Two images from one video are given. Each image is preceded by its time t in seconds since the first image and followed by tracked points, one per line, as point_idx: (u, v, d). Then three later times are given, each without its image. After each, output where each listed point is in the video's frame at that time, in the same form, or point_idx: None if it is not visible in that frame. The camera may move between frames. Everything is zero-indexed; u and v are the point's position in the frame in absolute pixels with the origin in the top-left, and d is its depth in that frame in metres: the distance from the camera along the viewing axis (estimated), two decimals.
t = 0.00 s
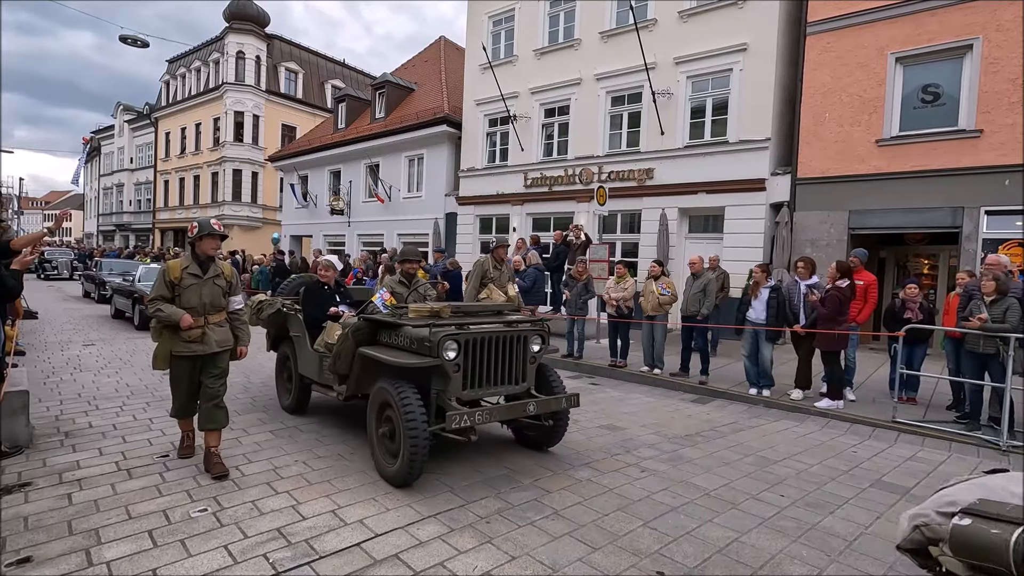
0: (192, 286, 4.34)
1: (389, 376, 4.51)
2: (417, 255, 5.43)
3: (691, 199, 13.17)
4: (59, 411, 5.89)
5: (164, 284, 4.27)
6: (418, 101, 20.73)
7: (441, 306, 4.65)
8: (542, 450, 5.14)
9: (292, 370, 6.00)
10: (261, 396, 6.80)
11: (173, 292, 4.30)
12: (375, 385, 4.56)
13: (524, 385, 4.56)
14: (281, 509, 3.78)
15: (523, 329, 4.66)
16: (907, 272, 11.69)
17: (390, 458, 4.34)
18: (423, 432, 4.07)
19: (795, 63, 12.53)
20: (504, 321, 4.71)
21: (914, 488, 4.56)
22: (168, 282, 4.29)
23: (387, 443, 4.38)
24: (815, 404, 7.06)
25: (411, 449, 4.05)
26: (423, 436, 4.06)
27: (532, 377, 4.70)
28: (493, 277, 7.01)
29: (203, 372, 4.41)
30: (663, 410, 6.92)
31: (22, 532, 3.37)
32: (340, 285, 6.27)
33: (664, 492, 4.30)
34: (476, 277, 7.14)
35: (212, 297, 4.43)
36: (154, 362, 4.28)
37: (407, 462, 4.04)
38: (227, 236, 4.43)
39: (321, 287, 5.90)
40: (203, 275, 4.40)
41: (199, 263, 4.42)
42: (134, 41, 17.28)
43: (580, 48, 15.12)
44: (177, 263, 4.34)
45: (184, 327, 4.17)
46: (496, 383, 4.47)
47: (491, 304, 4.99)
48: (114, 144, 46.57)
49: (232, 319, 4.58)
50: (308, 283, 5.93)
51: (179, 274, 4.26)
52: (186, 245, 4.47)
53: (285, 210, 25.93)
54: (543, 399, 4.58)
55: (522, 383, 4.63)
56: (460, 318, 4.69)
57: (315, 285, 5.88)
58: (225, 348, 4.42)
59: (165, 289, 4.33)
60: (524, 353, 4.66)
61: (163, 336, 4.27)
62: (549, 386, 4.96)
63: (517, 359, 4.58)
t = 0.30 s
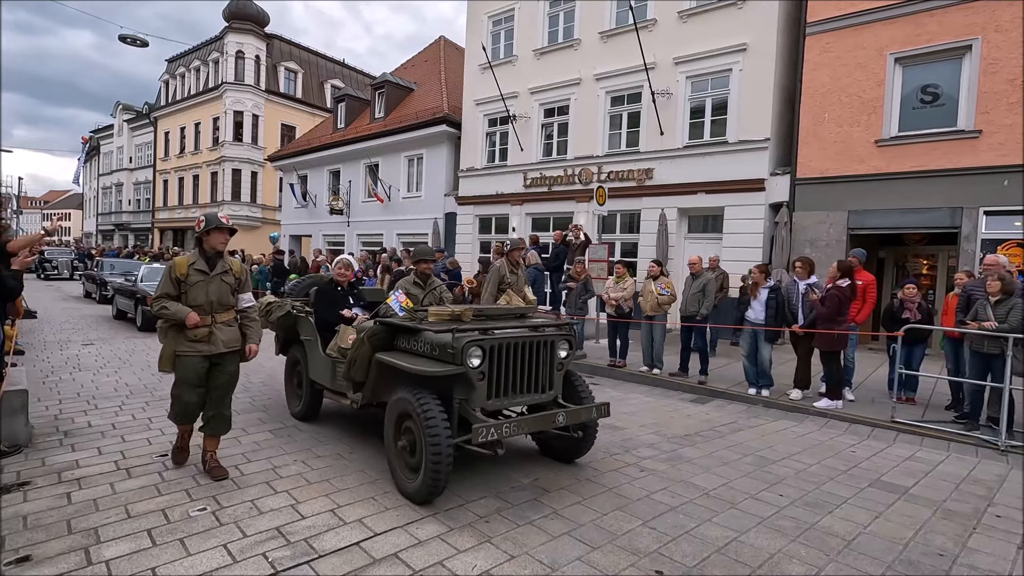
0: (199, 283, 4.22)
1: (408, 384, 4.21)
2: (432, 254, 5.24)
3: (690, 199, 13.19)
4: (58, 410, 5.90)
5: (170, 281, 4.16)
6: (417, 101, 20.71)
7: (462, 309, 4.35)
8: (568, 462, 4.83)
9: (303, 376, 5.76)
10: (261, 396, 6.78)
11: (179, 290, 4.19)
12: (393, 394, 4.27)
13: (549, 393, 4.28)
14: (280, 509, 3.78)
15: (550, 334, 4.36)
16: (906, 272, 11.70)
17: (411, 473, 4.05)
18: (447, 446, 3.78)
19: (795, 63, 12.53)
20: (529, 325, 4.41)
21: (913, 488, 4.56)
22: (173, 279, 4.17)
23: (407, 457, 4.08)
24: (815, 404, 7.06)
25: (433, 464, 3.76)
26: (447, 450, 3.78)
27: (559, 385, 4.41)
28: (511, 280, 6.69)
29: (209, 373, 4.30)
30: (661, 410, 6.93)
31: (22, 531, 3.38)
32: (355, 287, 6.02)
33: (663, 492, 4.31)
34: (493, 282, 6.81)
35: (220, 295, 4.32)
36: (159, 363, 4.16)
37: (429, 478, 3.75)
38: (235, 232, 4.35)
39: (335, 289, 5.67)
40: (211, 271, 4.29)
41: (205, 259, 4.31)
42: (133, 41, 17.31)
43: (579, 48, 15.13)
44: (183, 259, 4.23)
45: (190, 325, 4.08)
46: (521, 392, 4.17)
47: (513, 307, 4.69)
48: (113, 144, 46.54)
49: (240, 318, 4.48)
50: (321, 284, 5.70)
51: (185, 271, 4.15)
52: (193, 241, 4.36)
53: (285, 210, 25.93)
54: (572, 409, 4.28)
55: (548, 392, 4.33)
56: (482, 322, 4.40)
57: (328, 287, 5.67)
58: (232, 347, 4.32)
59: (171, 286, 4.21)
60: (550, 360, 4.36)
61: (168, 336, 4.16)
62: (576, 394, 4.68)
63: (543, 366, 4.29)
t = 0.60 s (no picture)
0: (202, 286, 3.93)
1: (431, 396, 3.92)
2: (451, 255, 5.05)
3: (689, 199, 13.20)
4: (57, 410, 5.90)
5: (170, 284, 3.87)
6: (417, 101, 20.71)
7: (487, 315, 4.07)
8: (598, 477, 4.54)
9: (315, 383, 5.49)
10: (260, 396, 6.78)
11: (180, 293, 3.91)
12: (415, 405, 3.97)
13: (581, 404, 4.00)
14: (279, 508, 3.78)
15: (582, 341, 4.07)
16: (905, 273, 11.70)
17: (435, 490, 3.76)
18: (476, 463, 3.49)
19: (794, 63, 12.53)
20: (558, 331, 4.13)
21: (911, 487, 4.58)
22: (174, 282, 3.88)
23: (431, 474, 3.78)
24: (814, 404, 7.06)
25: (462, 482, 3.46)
26: (477, 467, 3.48)
27: (591, 395, 4.13)
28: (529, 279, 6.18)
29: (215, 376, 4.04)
30: (660, 410, 6.93)
31: (21, 530, 3.38)
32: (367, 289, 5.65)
33: (661, 491, 4.31)
34: (510, 279, 6.26)
35: (223, 298, 4.04)
36: (160, 371, 3.87)
37: (458, 498, 3.45)
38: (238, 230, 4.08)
39: (349, 293, 5.29)
40: (214, 273, 4.00)
41: (208, 260, 4.02)
42: (133, 41, 17.32)
43: (578, 48, 15.14)
44: (184, 260, 3.94)
45: (194, 331, 3.80)
46: (552, 403, 3.88)
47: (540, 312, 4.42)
48: (112, 143, 46.51)
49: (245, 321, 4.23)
50: (333, 287, 5.30)
51: (187, 273, 3.86)
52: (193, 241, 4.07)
53: (284, 210, 25.92)
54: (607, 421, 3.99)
55: (580, 403, 4.04)
56: (510, 328, 4.12)
57: (340, 289, 5.28)
58: (239, 353, 4.07)
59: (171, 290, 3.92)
60: (582, 369, 4.08)
61: (169, 342, 3.88)
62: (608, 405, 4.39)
63: (575, 375, 4.00)
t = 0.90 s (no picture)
0: (203, 288, 3.91)
1: (460, 409, 3.59)
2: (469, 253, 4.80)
3: (689, 199, 13.22)
4: (57, 410, 5.91)
5: (169, 285, 3.80)
6: (416, 101, 20.70)
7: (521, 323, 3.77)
8: (634, 493, 4.24)
9: (330, 391, 5.18)
10: (260, 396, 6.78)
11: (179, 295, 3.85)
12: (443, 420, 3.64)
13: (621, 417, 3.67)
14: (279, 508, 3.78)
15: (623, 348, 3.74)
16: (904, 273, 11.72)
17: (468, 514, 3.43)
18: (514, 486, 3.16)
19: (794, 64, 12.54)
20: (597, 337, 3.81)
21: (909, 487, 4.59)
22: (174, 284, 3.82)
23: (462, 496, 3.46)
24: (812, 404, 7.07)
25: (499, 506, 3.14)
26: (515, 490, 3.15)
27: (633, 408, 3.80)
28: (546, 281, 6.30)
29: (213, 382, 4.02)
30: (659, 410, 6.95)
31: (21, 530, 3.38)
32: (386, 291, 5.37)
33: (660, 491, 4.32)
34: (527, 282, 6.28)
35: (224, 300, 4.04)
36: (156, 377, 3.80)
37: (494, 524, 3.13)
38: (238, 230, 4.08)
39: (365, 295, 5.05)
40: (214, 275, 3.98)
41: (207, 261, 3.99)
42: (133, 41, 17.34)
43: (577, 49, 15.15)
44: (183, 260, 3.89)
45: (196, 334, 3.77)
46: (593, 417, 3.55)
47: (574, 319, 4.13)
48: (111, 143, 46.46)
49: (239, 323, 4.24)
50: (350, 289, 5.07)
51: (190, 275, 3.82)
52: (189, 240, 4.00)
53: (283, 210, 25.91)
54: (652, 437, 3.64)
55: (621, 417, 3.71)
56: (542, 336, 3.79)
57: (357, 291, 5.06)
58: (236, 357, 4.07)
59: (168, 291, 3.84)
60: (623, 378, 3.74)
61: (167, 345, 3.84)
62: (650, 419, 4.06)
63: (618, 386, 3.67)
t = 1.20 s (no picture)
0: (207, 293, 3.80)
1: (498, 428, 3.27)
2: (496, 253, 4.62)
3: (687, 200, 13.25)
4: (55, 410, 5.92)
5: (172, 290, 3.66)
6: (416, 101, 20.69)
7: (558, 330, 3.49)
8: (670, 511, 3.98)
9: (346, 402, 4.87)
10: (260, 396, 6.78)
11: (182, 300, 3.72)
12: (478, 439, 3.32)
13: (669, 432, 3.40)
14: (277, 508, 3.79)
15: (670, 358, 3.45)
16: (902, 273, 11.75)
17: (509, 544, 3.11)
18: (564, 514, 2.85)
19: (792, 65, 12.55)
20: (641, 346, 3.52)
21: (907, 487, 4.60)
22: (177, 289, 3.69)
23: (502, 523, 3.14)
24: (811, 404, 7.09)
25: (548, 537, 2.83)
26: (564, 517, 2.84)
27: (680, 423, 3.52)
28: (568, 281, 5.70)
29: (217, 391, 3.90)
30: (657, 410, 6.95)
31: (19, 530, 3.38)
32: (408, 294, 5.08)
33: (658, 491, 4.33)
34: (546, 280, 5.55)
35: (227, 305, 3.93)
36: (158, 386, 3.67)
37: (542, 555, 2.83)
38: (242, 232, 3.96)
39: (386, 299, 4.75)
40: (218, 280, 3.87)
41: (211, 264, 3.87)
42: (132, 41, 17.35)
43: (576, 49, 15.16)
44: (186, 264, 3.76)
45: (201, 341, 3.64)
46: (642, 433, 3.26)
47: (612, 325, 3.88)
48: (110, 143, 46.42)
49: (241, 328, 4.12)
50: (368, 294, 4.74)
51: (194, 279, 3.70)
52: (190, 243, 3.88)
53: (283, 210, 25.92)
54: (706, 455, 3.34)
55: (668, 432, 3.43)
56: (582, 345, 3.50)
57: (376, 296, 4.74)
58: (242, 364, 3.96)
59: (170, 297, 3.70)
60: (670, 391, 3.46)
61: (170, 353, 3.71)
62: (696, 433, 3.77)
63: (666, 399, 3.39)
